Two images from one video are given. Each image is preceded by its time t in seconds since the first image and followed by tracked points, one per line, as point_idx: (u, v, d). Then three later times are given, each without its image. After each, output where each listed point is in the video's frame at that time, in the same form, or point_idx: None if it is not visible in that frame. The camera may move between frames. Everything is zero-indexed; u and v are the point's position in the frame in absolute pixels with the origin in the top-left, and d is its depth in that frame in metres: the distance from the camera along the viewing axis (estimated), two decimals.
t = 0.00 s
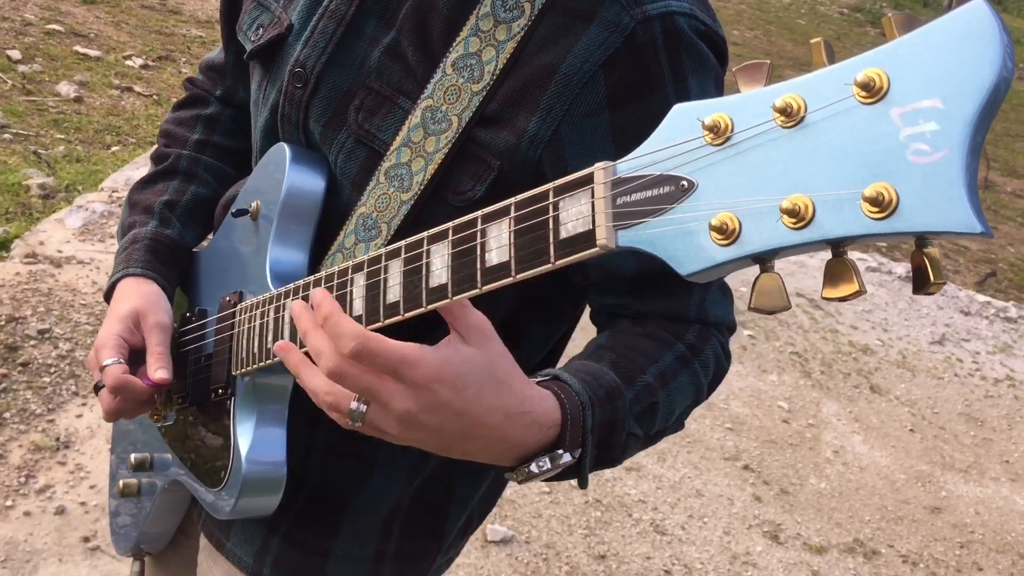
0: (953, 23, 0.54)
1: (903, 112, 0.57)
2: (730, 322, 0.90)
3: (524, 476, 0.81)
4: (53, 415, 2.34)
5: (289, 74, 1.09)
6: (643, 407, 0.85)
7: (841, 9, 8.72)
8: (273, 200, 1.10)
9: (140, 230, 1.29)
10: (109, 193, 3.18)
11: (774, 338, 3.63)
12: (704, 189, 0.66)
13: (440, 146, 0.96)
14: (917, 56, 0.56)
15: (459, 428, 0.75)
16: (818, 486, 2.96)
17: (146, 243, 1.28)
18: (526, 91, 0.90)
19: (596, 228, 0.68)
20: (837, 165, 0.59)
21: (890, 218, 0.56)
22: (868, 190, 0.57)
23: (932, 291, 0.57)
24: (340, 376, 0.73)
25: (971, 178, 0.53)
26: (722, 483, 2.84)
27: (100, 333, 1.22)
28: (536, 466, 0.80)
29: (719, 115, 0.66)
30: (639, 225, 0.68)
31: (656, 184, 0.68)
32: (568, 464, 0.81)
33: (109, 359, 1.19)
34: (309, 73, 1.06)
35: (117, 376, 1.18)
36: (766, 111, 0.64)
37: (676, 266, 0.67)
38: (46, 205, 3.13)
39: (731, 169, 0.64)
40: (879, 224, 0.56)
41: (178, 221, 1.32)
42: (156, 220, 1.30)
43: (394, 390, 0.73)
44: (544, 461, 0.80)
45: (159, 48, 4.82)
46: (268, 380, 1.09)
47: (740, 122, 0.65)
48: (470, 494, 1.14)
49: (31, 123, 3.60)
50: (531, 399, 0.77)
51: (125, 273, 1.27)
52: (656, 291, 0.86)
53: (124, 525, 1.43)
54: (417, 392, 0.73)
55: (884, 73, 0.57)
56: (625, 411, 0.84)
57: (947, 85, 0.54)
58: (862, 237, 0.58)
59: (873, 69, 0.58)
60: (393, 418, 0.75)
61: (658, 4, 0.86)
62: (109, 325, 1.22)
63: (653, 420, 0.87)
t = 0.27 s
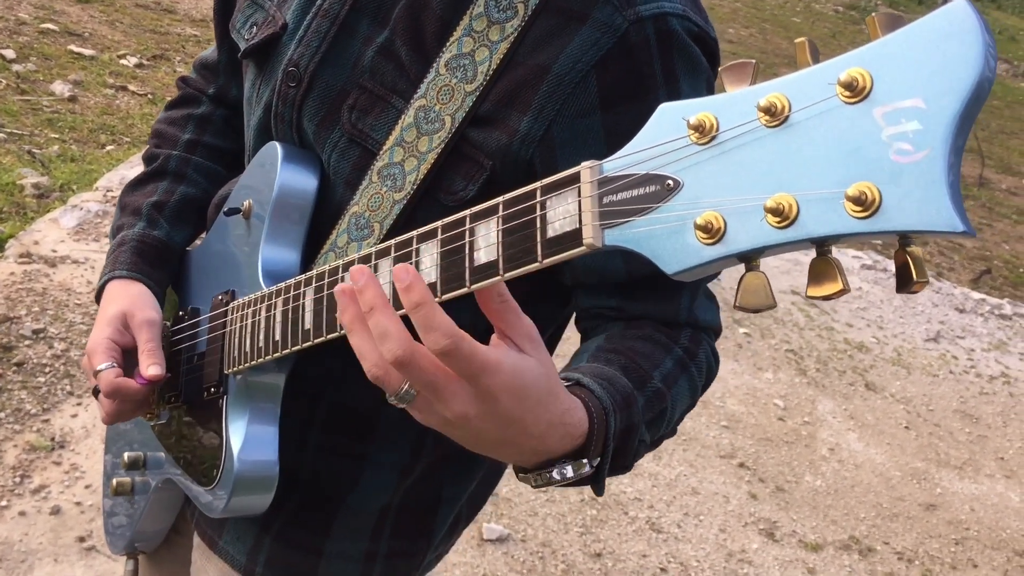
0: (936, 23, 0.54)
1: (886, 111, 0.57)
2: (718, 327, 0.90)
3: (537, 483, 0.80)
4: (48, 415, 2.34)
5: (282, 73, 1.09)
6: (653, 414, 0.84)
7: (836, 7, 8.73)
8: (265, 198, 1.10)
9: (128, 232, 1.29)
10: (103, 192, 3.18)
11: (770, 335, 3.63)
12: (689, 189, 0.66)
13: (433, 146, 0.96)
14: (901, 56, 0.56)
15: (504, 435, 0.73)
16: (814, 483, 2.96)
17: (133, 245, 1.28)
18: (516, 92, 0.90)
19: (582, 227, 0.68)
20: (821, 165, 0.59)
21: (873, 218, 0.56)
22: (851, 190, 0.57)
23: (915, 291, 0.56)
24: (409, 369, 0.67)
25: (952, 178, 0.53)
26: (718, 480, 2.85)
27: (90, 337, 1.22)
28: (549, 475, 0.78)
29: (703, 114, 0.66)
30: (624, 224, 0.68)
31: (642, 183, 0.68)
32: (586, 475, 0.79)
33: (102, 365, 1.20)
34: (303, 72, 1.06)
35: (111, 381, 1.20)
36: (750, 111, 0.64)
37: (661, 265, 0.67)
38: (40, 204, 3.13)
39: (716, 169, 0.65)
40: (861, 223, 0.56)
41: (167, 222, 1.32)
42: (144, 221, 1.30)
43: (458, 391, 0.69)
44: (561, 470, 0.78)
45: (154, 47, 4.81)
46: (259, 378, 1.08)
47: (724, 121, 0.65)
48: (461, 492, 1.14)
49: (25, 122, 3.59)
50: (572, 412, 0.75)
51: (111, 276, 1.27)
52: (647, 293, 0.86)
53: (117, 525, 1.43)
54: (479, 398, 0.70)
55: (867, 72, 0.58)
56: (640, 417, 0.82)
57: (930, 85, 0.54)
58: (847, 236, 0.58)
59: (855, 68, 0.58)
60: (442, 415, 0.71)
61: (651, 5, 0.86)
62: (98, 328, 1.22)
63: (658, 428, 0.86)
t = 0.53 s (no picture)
0: (921, 14, 0.55)
1: (873, 104, 0.57)
2: (717, 325, 0.90)
3: (537, 485, 0.79)
4: (45, 416, 2.33)
5: (274, 72, 1.09)
6: (656, 413, 0.84)
7: (831, 6, 8.74)
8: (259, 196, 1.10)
9: (116, 232, 1.30)
10: (99, 193, 3.17)
11: (765, 335, 3.63)
12: (679, 182, 0.66)
13: (425, 143, 0.96)
14: (888, 49, 0.57)
15: (504, 426, 0.72)
16: (810, 482, 2.97)
17: (119, 245, 1.29)
18: (507, 88, 0.91)
19: (573, 221, 0.68)
20: (809, 158, 0.60)
21: (860, 209, 0.56)
22: (839, 181, 0.57)
23: (902, 282, 0.56)
24: (407, 348, 0.67)
25: (939, 169, 0.54)
26: (714, 479, 2.85)
27: (91, 334, 1.25)
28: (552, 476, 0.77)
29: (693, 108, 0.66)
30: (615, 217, 0.68)
31: (632, 177, 0.68)
32: (590, 476, 0.78)
33: (113, 353, 1.23)
34: (295, 71, 1.06)
35: (126, 363, 1.22)
36: (739, 104, 0.64)
37: (651, 258, 0.67)
38: (36, 205, 3.13)
39: (705, 162, 0.65)
40: (849, 214, 0.57)
41: (154, 223, 1.32)
42: (132, 222, 1.30)
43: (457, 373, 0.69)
44: (563, 471, 0.77)
45: (149, 47, 4.80)
46: (254, 377, 1.08)
47: (713, 115, 0.65)
48: (456, 490, 1.14)
49: (20, 123, 3.59)
50: (572, 408, 0.74)
51: (97, 273, 1.28)
52: (640, 289, 0.86)
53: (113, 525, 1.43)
54: (479, 385, 0.69)
55: (854, 65, 0.58)
56: (643, 416, 0.81)
57: (917, 77, 0.55)
58: (836, 228, 0.58)
59: (843, 61, 0.58)
60: (440, 401, 0.71)
61: None
62: (97, 323, 1.24)
63: (661, 428, 0.86)
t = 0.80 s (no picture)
0: (927, 36, 0.55)
1: (879, 121, 0.57)
2: (709, 322, 0.89)
3: (512, 491, 0.80)
4: (43, 417, 2.33)
5: (270, 75, 1.09)
6: (634, 418, 0.85)
7: (828, 8, 8.76)
8: (259, 200, 1.10)
9: (115, 239, 1.30)
10: (97, 194, 3.17)
11: (763, 335, 3.64)
12: (686, 196, 0.66)
13: (420, 144, 0.97)
14: (893, 68, 0.57)
15: (471, 444, 0.74)
16: (807, 482, 2.97)
17: (119, 253, 1.28)
18: (501, 89, 0.91)
19: (581, 233, 0.68)
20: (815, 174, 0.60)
21: (865, 226, 0.57)
22: (845, 199, 0.57)
23: (907, 297, 0.57)
24: (376, 370, 0.69)
25: (945, 187, 0.54)
26: (711, 480, 2.85)
27: (93, 352, 1.23)
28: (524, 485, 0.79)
29: (700, 123, 0.66)
30: (621, 230, 0.68)
31: (639, 190, 0.68)
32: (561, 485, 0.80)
33: (114, 377, 1.23)
34: (291, 72, 1.07)
35: (125, 391, 1.22)
36: (746, 120, 0.64)
37: (658, 270, 0.67)
38: (34, 207, 3.13)
39: (712, 177, 0.65)
40: (855, 231, 0.57)
41: (154, 230, 1.32)
42: (131, 229, 1.30)
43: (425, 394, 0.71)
44: (534, 479, 0.78)
45: (147, 49, 4.81)
46: (255, 380, 1.08)
47: (720, 129, 0.65)
48: (452, 491, 1.14)
49: (18, 125, 3.59)
50: (542, 425, 0.76)
51: (98, 283, 1.28)
52: (631, 288, 0.85)
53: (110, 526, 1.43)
54: (443, 407, 0.71)
55: (860, 83, 0.58)
56: (620, 422, 0.83)
57: (922, 96, 0.55)
58: (842, 244, 0.58)
59: (850, 79, 0.59)
60: (409, 420, 0.73)
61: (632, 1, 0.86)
62: (101, 342, 1.23)
63: (639, 432, 0.87)
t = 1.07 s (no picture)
0: (931, 39, 0.55)
1: (885, 125, 0.57)
2: (709, 324, 0.90)
3: (538, 490, 0.79)
4: (41, 420, 2.33)
5: (267, 77, 1.09)
6: (651, 418, 0.85)
7: (828, 10, 8.77)
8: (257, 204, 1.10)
9: (108, 246, 1.29)
10: (96, 197, 3.17)
11: (762, 337, 3.64)
12: (692, 199, 0.66)
13: (418, 147, 0.97)
14: (898, 71, 0.57)
15: (505, 443, 0.72)
16: (807, 484, 2.97)
17: (112, 260, 1.28)
18: (500, 92, 0.91)
19: (586, 236, 0.68)
20: (820, 177, 0.60)
21: (873, 229, 0.57)
22: (852, 201, 0.57)
23: (914, 299, 0.57)
24: (418, 362, 0.67)
25: (952, 189, 0.54)
26: (711, 482, 2.85)
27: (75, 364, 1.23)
28: (554, 483, 0.78)
29: (705, 125, 0.66)
30: (626, 233, 0.68)
31: (644, 193, 0.68)
32: (587, 485, 0.79)
33: (88, 398, 1.22)
34: (288, 75, 1.07)
35: (96, 414, 1.21)
36: (751, 123, 0.64)
37: (664, 273, 0.67)
38: (33, 209, 3.13)
39: (718, 180, 0.65)
40: (863, 233, 0.57)
41: (148, 235, 1.32)
42: (124, 235, 1.30)
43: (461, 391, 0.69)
44: (563, 479, 0.77)
45: (147, 51, 4.81)
46: (253, 383, 1.09)
47: (725, 132, 0.65)
48: (452, 492, 1.14)
49: (18, 127, 3.59)
50: (574, 422, 0.75)
51: (87, 292, 1.27)
52: (638, 289, 0.86)
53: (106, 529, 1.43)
54: (482, 403, 0.69)
55: (866, 87, 0.58)
56: (639, 421, 0.82)
57: (927, 98, 0.55)
58: (849, 247, 0.58)
59: (855, 83, 0.59)
60: (445, 416, 0.70)
61: (630, 2, 0.86)
62: (80, 358, 1.23)
63: (654, 432, 0.87)
